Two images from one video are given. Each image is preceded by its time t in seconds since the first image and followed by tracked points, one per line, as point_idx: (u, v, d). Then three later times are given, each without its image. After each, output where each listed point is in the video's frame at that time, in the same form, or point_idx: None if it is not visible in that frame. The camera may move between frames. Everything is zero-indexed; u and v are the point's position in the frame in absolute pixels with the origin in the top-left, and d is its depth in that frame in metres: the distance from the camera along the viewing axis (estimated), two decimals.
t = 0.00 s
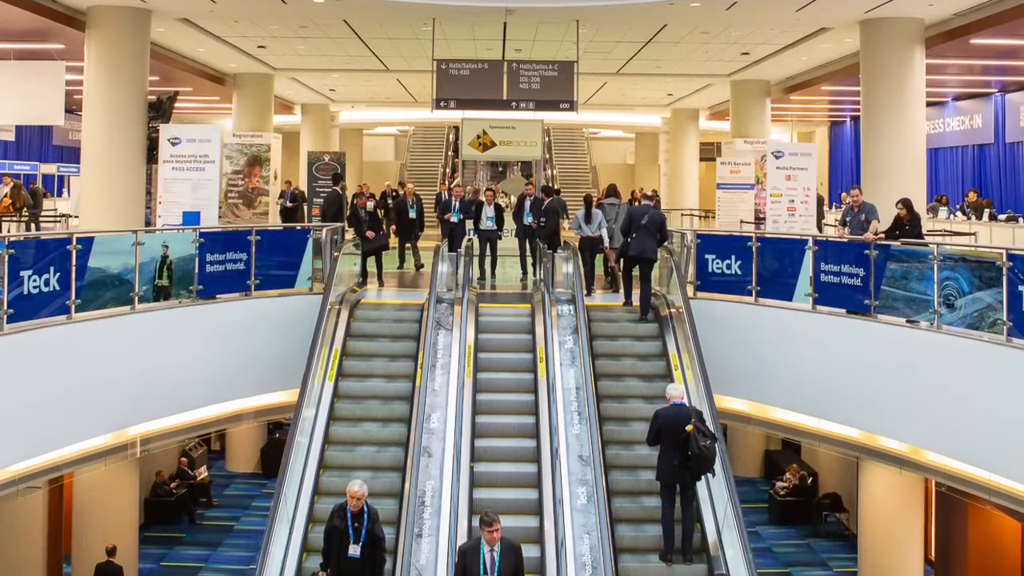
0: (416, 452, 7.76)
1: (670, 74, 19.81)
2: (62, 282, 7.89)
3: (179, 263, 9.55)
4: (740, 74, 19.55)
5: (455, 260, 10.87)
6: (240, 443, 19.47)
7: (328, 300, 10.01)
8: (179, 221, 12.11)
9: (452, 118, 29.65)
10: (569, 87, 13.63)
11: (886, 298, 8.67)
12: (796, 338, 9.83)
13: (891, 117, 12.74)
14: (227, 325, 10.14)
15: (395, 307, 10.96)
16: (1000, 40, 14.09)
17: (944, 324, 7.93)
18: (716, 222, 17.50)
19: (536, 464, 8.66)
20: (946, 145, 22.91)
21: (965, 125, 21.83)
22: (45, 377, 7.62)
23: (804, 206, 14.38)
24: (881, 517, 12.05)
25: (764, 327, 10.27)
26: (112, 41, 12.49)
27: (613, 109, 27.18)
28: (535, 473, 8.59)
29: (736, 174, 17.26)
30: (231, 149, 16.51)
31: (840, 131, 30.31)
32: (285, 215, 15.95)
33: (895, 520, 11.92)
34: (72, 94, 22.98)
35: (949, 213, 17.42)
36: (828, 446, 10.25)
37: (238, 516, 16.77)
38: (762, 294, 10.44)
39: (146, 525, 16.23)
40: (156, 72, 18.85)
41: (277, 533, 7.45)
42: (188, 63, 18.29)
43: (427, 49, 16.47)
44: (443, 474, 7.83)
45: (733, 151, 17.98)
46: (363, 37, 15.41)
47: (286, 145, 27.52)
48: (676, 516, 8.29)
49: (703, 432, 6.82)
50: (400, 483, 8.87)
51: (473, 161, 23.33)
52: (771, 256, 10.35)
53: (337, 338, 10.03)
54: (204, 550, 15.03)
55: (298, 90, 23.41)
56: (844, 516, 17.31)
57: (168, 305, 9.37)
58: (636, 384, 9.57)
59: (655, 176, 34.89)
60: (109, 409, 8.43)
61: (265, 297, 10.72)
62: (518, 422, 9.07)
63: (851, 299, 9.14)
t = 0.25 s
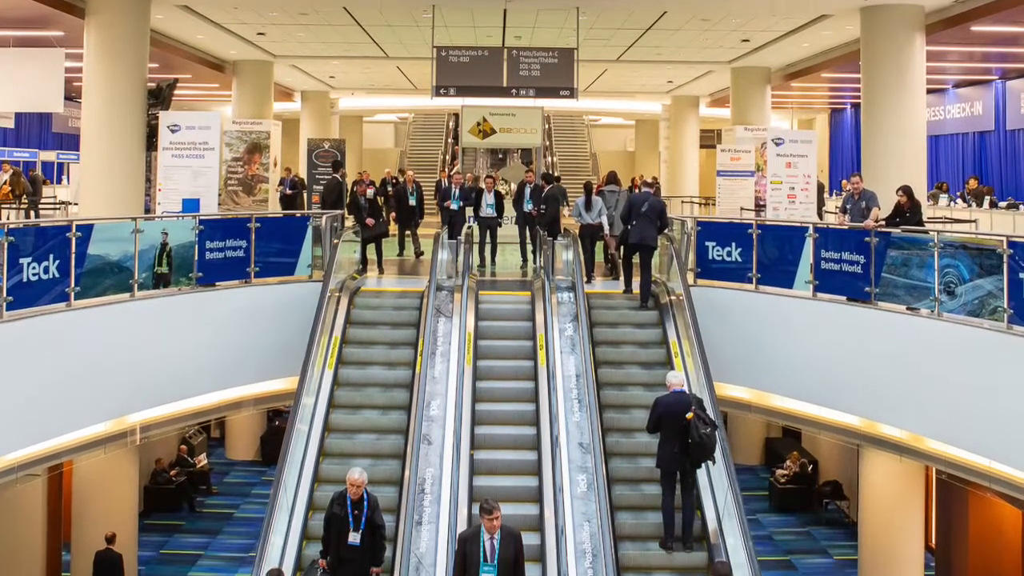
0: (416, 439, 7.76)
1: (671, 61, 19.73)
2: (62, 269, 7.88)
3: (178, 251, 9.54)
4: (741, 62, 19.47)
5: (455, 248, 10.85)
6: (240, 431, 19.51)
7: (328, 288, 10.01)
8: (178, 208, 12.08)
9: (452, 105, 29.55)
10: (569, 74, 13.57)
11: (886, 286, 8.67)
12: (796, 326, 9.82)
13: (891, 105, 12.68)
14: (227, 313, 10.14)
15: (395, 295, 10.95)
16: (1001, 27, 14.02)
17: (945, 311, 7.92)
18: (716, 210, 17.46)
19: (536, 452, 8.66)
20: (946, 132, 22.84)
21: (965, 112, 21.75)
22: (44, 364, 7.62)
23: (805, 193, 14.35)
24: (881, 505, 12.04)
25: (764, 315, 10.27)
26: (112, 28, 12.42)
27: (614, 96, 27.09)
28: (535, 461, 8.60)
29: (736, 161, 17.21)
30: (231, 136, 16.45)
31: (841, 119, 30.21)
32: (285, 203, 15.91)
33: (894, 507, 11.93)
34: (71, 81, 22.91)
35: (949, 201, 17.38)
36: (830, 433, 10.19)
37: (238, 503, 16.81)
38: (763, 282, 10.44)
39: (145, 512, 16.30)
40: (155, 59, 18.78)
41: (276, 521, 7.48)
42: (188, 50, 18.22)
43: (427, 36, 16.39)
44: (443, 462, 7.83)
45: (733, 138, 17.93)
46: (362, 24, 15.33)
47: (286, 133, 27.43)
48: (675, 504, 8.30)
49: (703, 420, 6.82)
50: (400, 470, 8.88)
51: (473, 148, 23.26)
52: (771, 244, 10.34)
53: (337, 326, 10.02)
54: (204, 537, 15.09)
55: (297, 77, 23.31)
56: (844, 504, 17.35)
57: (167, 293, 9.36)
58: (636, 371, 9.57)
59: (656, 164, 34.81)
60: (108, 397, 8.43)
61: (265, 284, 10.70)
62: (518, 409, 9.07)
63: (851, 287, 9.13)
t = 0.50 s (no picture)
0: (416, 427, 7.77)
1: (671, 48, 19.65)
2: (61, 257, 7.87)
3: (177, 238, 9.53)
4: (741, 49, 19.40)
5: (455, 235, 10.84)
6: (240, 418, 19.55)
7: (328, 275, 10.02)
8: (178, 196, 12.05)
9: (452, 92, 29.46)
10: (569, 61, 13.51)
11: (887, 273, 8.66)
12: (796, 314, 9.82)
13: (891, 92, 12.61)
14: (227, 300, 10.13)
15: (395, 282, 10.94)
16: (1002, 14, 13.96)
17: (946, 298, 7.92)
18: (717, 197, 17.42)
19: (536, 440, 8.68)
20: (947, 119, 22.78)
21: (966, 99, 21.69)
22: (44, 352, 7.62)
23: (805, 180, 14.30)
24: (881, 493, 12.07)
25: (764, 302, 10.26)
26: (111, 15, 12.36)
27: (614, 83, 26.99)
28: (535, 448, 8.61)
29: (736, 149, 17.17)
30: (231, 123, 16.40)
31: (841, 106, 30.10)
32: (285, 190, 15.88)
33: (894, 495, 11.96)
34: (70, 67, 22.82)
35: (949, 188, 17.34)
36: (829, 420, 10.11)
37: (237, 491, 16.86)
38: (763, 269, 10.43)
39: (145, 500, 16.32)
40: (154, 46, 18.70)
41: (276, 509, 7.49)
42: (187, 38, 18.15)
43: (426, 22, 16.32)
44: (443, 450, 7.84)
45: (734, 125, 17.87)
46: (361, 10, 15.26)
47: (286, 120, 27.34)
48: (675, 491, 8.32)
49: (703, 407, 6.82)
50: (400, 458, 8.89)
51: (473, 135, 23.21)
52: (772, 231, 10.33)
53: (337, 313, 10.02)
54: (203, 525, 15.14)
55: (297, 64, 23.22)
56: (845, 492, 17.38)
57: (167, 280, 9.35)
58: (636, 359, 9.57)
59: (656, 151, 34.73)
60: (108, 384, 8.43)
61: (265, 272, 10.70)
62: (518, 397, 9.08)
63: (852, 274, 9.12)
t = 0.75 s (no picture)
0: (415, 414, 7.78)
1: (672, 35, 19.57)
2: (61, 244, 7.86)
3: (177, 226, 9.52)
4: (742, 36, 19.31)
5: (455, 223, 10.82)
6: (240, 406, 19.59)
7: (328, 263, 10.02)
8: (177, 183, 12.02)
9: (452, 79, 29.36)
10: (570, 49, 13.45)
11: (886, 261, 8.66)
12: (796, 301, 9.82)
13: (891, 79, 12.56)
14: (227, 288, 10.13)
15: (395, 270, 10.92)
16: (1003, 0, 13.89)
17: (946, 286, 7.91)
18: (717, 185, 17.39)
19: (536, 427, 8.69)
20: (947, 106, 22.67)
21: (966, 86, 21.61)
22: (44, 339, 7.62)
23: (805, 167, 14.26)
24: (880, 481, 12.11)
25: (764, 290, 10.26)
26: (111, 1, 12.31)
27: (615, 70, 26.89)
28: (535, 436, 8.63)
29: (736, 136, 17.12)
30: (231, 110, 16.34)
31: (841, 93, 30.00)
32: (286, 177, 15.84)
33: (894, 483, 11.99)
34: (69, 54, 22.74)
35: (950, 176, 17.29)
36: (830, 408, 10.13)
37: (237, 478, 16.91)
38: (763, 257, 10.43)
39: (146, 487, 16.40)
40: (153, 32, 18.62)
41: (276, 496, 7.52)
42: (186, 25, 18.07)
43: (425, 9, 16.24)
44: (442, 437, 7.85)
45: (734, 112, 17.81)
46: None
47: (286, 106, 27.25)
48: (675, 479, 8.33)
49: (704, 395, 6.87)
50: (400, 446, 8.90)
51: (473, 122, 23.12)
52: (772, 218, 10.32)
53: (337, 300, 10.02)
54: (203, 513, 15.20)
55: (296, 51, 23.13)
56: (845, 479, 17.42)
57: (167, 267, 9.34)
58: (636, 346, 9.57)
59: (656, 138, 34.63)
60: (108, 372, 8.43)
61: (265, 259, 10.69)
62: (518, 384, 9.09)
63: (852, 261, 9.12)
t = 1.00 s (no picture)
0: (415, 402, 7.77)
1: (673, 22, 19.47)
2: (60, 231, 7.85)
3: (177, 213, 9.50)
4: (743, 22, 19.21)
5: (455, 210, 10.81)
6: (240, 393, 19.62)
7: (328, 250, 10.01)
8: (177, 170, 11.98)
9: (451, 66, 29.24)
10: (570, 36, 13.37)
11: (887, 248, 8.65)
12: (797, 289, 9.81)
13: (892, 66, 12.50)
14: (227, 275, 10.12)
15: (395, 257, 10.91)
16: None
17: (946, 273, 7.90)
18: (717, 172, 17.35)
19: (536, 415, 8.70)
20: (948, 93, 22.58)
21: (967, 73, 21.52)
22: (44, 327, 7.62)
23: (806, 154, 14.21)
24: (880, 468, 12.13)
25: (765, 278, 10.24)
26: None
27: (615, 57, 26.77)
28: (535, 423, 8.63)
29: (736, 123, 17.06)
30: (230, 97, 16.27)
31: (841, 80, 29.87)
32: (286, 164, 15.80)
33: (894, 470, 12.01)
34: (68, 41, 22.64)
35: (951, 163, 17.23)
36: (829, 395, 10.03)
37: (237, 466, 16.95)
38: (764, 244, 10.41)
39: (146, 474, 16.44)
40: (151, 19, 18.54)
41: (276, 484, 7.53)
42: (185, 11, 17.98)
43: None
44: (442, 425, 7.85)
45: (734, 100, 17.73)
46: None
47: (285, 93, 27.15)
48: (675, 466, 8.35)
49: (703, 381, 6.89)
50: (400, 433, 8.90)
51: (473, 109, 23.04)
52: (773, 206, 10.30)
53: (336, 288, 10.01)
54: (203, 500, 15.24)
55: (295, 38, 23.04)
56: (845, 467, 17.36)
57: (167, 255, 9.33)
58: (636, 334, 9.57)
59: (656, 125, 34.52)
60: (108, 359, 8.43)
61: (265, 246, 10.67)
62: (518, 372, 9.09)
63: (852, 249, 9.11)
